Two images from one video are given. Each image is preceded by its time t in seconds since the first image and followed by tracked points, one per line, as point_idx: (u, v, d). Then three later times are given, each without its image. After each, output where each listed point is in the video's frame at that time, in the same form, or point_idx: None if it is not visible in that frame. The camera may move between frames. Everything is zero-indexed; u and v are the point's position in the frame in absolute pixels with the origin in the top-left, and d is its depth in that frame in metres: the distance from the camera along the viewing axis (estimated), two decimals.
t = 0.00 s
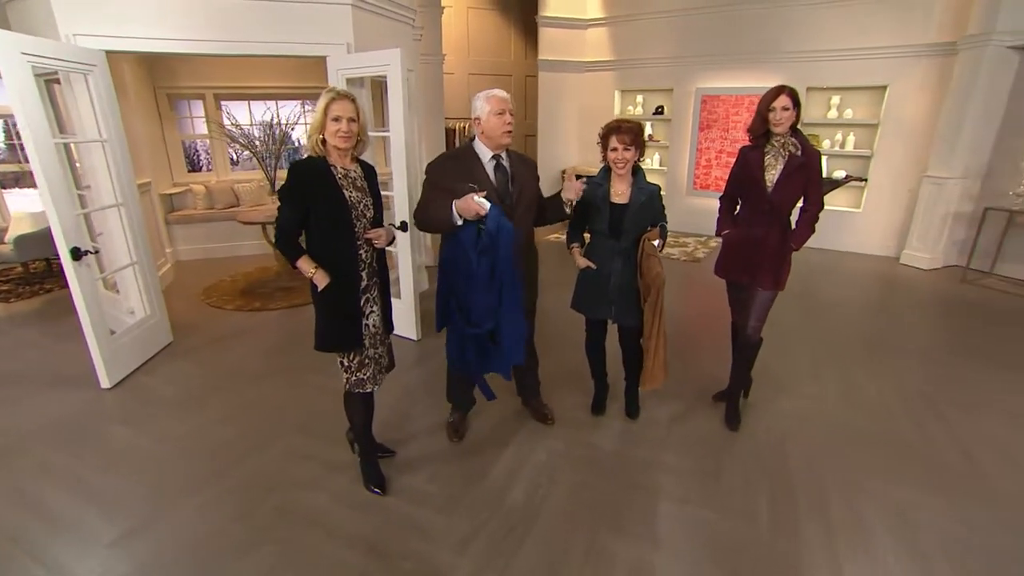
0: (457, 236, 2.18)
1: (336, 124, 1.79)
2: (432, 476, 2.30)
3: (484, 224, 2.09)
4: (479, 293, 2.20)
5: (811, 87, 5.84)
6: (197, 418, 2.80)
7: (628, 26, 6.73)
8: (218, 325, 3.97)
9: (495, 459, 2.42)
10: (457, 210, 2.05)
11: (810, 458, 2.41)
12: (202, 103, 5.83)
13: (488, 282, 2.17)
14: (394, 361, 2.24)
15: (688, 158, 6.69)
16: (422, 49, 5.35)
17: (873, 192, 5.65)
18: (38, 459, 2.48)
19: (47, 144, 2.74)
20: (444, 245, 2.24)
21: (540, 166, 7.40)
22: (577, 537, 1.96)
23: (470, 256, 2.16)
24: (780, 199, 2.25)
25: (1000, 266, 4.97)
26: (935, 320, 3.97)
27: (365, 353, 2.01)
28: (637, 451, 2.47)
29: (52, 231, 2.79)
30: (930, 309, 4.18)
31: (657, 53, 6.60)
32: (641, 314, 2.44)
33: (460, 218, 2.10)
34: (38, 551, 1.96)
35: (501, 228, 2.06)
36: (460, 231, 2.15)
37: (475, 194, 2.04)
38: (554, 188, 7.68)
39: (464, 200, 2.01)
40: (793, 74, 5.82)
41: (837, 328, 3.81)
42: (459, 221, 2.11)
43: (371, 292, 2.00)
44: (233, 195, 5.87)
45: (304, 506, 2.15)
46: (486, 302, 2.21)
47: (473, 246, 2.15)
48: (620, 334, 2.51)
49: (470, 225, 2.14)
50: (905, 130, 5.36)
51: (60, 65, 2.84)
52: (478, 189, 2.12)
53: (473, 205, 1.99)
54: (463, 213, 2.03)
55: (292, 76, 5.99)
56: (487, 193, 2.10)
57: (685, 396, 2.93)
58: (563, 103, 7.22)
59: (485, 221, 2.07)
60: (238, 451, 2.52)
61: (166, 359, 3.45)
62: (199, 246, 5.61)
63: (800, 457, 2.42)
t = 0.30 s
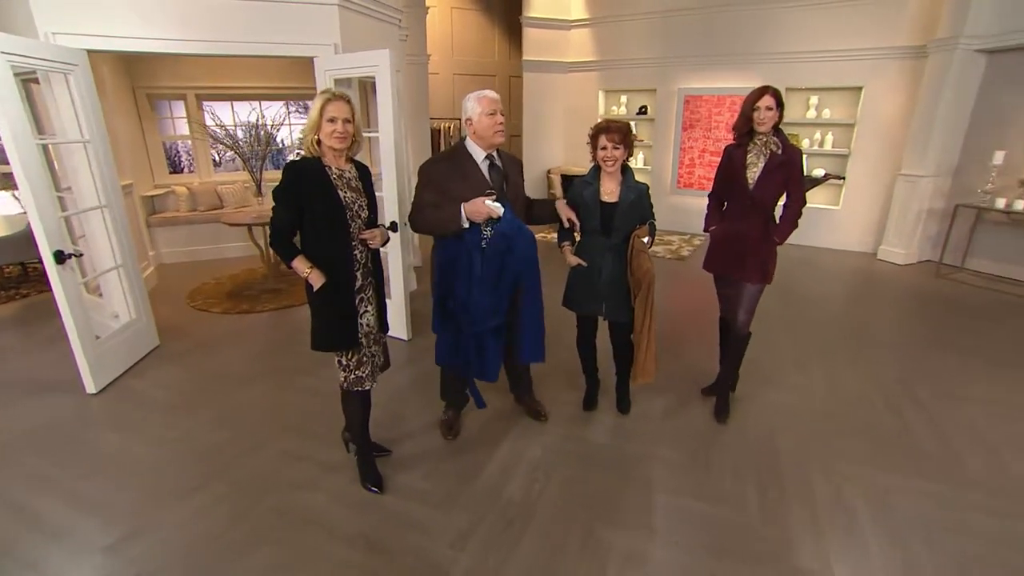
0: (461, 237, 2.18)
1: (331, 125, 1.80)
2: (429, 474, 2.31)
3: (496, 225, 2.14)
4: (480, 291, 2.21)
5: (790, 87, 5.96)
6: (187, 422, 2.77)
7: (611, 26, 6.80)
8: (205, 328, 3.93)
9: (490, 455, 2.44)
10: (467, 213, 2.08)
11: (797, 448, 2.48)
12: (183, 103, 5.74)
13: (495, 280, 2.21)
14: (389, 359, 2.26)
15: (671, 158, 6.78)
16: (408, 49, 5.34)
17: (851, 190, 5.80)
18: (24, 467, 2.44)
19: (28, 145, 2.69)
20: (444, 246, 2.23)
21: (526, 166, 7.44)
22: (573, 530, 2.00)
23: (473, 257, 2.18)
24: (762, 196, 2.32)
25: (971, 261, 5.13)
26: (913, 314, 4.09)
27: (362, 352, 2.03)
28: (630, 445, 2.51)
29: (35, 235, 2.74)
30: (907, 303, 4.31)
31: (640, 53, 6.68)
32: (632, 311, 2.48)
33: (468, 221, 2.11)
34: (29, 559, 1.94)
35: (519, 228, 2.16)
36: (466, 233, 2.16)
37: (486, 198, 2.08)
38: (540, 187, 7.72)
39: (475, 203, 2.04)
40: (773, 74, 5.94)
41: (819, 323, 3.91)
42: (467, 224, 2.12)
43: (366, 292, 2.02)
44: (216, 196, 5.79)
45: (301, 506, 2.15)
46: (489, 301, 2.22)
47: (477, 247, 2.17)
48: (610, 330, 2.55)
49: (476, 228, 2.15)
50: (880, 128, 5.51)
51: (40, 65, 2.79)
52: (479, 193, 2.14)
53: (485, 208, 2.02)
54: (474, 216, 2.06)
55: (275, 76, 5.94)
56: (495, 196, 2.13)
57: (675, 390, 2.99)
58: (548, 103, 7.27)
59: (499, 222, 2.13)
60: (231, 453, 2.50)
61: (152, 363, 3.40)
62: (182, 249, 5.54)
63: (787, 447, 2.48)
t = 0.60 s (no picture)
0: (459, 235, 2.21)
1: (329, 123, 1.82)
2: (426, 471, 2.33)
3: (497, 224, 2.17)
4: (480, 288, 2.26)
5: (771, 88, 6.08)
6: (179, 424, 2.75)
7: (595, 27, 6.87)
8: (193, 331, 3.89)
9: (486, 451, 2.47)
10: (466, 212, 2.10)
11: (783, 438, 2.55)
12: (165, 103, 5.66)
13: (496, 276, 2.27)
14: (385, 357, 2.27)
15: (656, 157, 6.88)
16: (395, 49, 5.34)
17: (831, 188, 5.94)
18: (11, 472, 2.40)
19: (10, 146, 2.65)
20: (442, 244, 2.25)
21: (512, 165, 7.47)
22: (570, 522, 2.03)
23: (473, 255, 2.22)
24: (746, 191, 2.39)
25: (945, 257, 5.30)
26: (892, 308, 4.21)
27: (359, 350, 2.04)
28: (623, 439, 2.56)
29: (20, 237, 2.70)
30: (886, 298, 4.44)
31: (625, 54, 6.76)
32: (624, 306, 2.55)
33: (467, 220, 2.14)
34: (22, 564, 1.91)
35: (520, 228, 2.19)
36: (466, 232, 2.18)
37: (484, 196, 2.11)
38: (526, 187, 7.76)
39: (474, 202, 2.06)
40: (755, 75, 6.05)
41: (803, 318, 4.00)
42: (466, 223, 2.15)
43: (363, 291, 2.03)
44: (201, 197, 5.73)
45: (299, 505, 2.16)
46: (490, 297, 2.28)
47: (477, 245, 2.21)
48: (603, 326, 2.60)
49: (475, 227, 2.18)
50: (858, 128, 5.66)
51: (23, 63, 2.75)
52: (478, 192, 2.16)
53: (484, 207, 2.05)
54: (473, 215, 2.09)
55: (260, 76, 5.89)
56: (495, 196, 2.16)
57: (665, 385, 3.05)
58: (534, 103, 7.31)
59: (499, 221, 2.16)
60: (225, 455, 2.50)
61: (139, 366, 3.36)
62: (166, 252, 5.47)
63: (774, 438, 2.56)
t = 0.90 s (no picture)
0: (456, 234, 2.24)
1: (328, 123, 1.84)
2: (423, 467, 2.36)
3: (494, 223, 2.22)
4: (477, 285, 2.29)
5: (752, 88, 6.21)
6: (171, 426, 2.73)
7: (580, 28, 6.94)
8: (180, 333, 3.85)
9: (481, 447, 2.50)
10: (463, 211, 2.14)
11: (770, 429, 2.63)
12: (147, 103, 5.58)
13: (492, 273, 2.30)
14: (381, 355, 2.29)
15: (640, 157, 6.97)
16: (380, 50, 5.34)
17: (810, 186, 6.09)
18: None
19: None
20: (439, 243, 2.28)
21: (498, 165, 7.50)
22: (566, 514, 2.08)
23: (470, 253, 2.25)
24: (741, 189, 2.47)
25: (920, 252, 5.47)
26: (870, 302, 4.34)
27: (356, 349, 2.06)
28: (616, 432, 2.61)
29: (2, 239, 2.65)
30: (864, 292, 4.57)
31: (609, 55, 6.84)
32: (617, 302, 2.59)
33: (464, 219, 2.18)
34: (16, 569, 1.89)
35: (517, 227, 2.26)
36: (462, 230, 2.21)
37: (481, 195, 2.15)
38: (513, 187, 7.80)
39: (473, 201, 2.10)
40: (736, 76, 6.18)
41: (785, 313, 4.11)
42: (463, 222, 2.18)
43: (359, 289, 2.05)
44: (184, 199, 5.66)
45: (297, 503, 2.17)
46: (487, 295, 2.32)
47: (474, 243, 2.24)
48: (594, 323, 2.64)
49: (471, 225, 2.22)
50: (835, 128, 5.81)
51: (5, 62, 2.70)
52: (474, 190, 2.19)
53: (480, 205, 2.09)
54: (471, 214, 2.13)
55: (243, 76, 5.83)
56: (491, 195, 2.20)
57: (654, 380, 3.11)
58: (520, 103, 7.35)
59: (496, 219, 2.22)
60: (220, 455, 2.49)
61: (127, 370, 3.32)
62: (150, 255, 5.39)
63: (761, 428, 2.63)
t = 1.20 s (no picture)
0: (449, 233, 2.28)
1: (339, 122, 1.87)
2: (421, 463, 2.39)
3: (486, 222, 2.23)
4: (470, 283, 2.33)
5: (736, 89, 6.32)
6: (166, 429, 2.72)
7: (566, 29, 6.99)
8: (170, 336, 3.82)
9: (478, 443, 2.54)
10: (456, 211, 2.16)
11: (758, 420, 2.70)
12: (130, 104, 5.51)
13: (485, 271, 2.33)
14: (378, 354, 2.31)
15: (627, 156, 7.05)
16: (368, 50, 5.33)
17: (793, 184, 6.23)
18: None
19: None
20: (434, 241, 2.33)
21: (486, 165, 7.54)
22: (564, 506, 2.12)
23: (464, 252, 2.29)
24: (740, 189, 2.55)
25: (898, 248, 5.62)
26: (852, 297, 4.46)
27: (354, 347, 2.08)
28: (609, 426, 2.67)
29: None
30: (845, 288, 4.70)
31: (595, 56, 6.91)
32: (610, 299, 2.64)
33: (457, 218, 2.21)
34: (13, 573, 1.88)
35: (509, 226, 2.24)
36: (457, 228, 2.25)
37: (473, 195, 2.17)
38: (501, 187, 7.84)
39: (465, 201, 2.12)
40: (720, 77, 6.28)
41: (770, 309, 4.21)
42: (457, 221, 2.22)
43: (357, 288, 2.07)
44: (171, 201, 5.60)
45: (297, 501, 2.18)
46: (480, 292, 2.35)
47: (468, 242, 2.28)
48: (587, 319, 2.69)
49: (465, 224, 2.25)
50: (816, 127, 5.95)
51: None
52: (468, 190, 2.23)
53: (473, 205, 2.11)
54: (464, 213, 2.15)
55: (228, 77, 5.79)
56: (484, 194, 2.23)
57: (645, 375, 3.17)
58: (507, 103, 7.39)
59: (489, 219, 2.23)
60: (217, 456, 2.49)
61: (117, 373, 3.29)
62: (136, 257, 5.33)
63: (750, 420, 2.71)
